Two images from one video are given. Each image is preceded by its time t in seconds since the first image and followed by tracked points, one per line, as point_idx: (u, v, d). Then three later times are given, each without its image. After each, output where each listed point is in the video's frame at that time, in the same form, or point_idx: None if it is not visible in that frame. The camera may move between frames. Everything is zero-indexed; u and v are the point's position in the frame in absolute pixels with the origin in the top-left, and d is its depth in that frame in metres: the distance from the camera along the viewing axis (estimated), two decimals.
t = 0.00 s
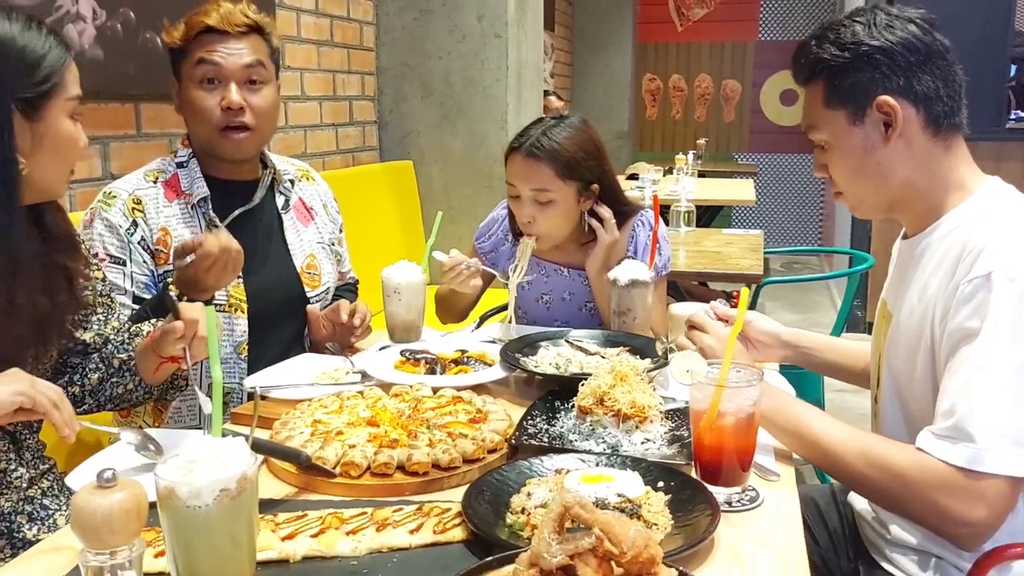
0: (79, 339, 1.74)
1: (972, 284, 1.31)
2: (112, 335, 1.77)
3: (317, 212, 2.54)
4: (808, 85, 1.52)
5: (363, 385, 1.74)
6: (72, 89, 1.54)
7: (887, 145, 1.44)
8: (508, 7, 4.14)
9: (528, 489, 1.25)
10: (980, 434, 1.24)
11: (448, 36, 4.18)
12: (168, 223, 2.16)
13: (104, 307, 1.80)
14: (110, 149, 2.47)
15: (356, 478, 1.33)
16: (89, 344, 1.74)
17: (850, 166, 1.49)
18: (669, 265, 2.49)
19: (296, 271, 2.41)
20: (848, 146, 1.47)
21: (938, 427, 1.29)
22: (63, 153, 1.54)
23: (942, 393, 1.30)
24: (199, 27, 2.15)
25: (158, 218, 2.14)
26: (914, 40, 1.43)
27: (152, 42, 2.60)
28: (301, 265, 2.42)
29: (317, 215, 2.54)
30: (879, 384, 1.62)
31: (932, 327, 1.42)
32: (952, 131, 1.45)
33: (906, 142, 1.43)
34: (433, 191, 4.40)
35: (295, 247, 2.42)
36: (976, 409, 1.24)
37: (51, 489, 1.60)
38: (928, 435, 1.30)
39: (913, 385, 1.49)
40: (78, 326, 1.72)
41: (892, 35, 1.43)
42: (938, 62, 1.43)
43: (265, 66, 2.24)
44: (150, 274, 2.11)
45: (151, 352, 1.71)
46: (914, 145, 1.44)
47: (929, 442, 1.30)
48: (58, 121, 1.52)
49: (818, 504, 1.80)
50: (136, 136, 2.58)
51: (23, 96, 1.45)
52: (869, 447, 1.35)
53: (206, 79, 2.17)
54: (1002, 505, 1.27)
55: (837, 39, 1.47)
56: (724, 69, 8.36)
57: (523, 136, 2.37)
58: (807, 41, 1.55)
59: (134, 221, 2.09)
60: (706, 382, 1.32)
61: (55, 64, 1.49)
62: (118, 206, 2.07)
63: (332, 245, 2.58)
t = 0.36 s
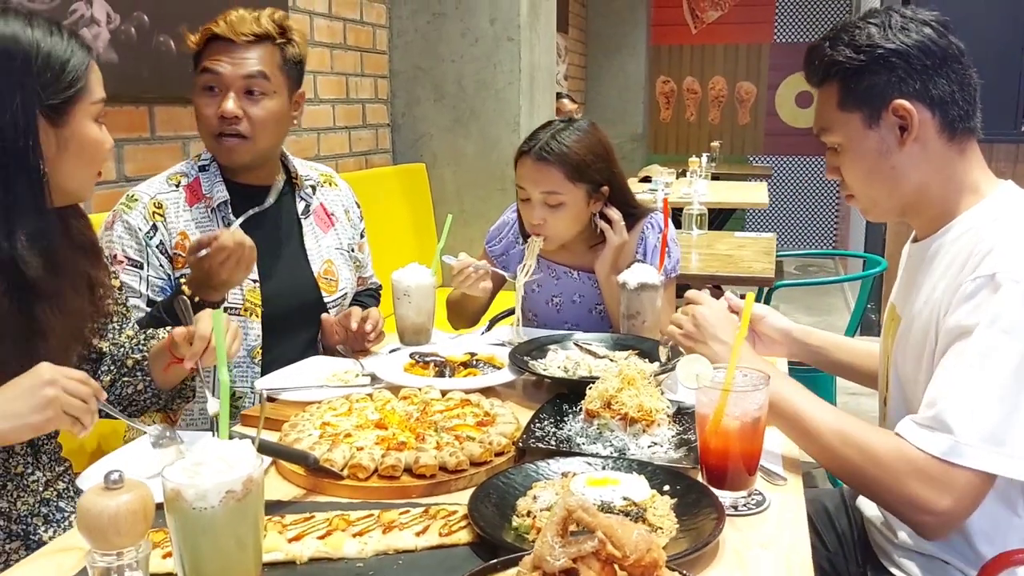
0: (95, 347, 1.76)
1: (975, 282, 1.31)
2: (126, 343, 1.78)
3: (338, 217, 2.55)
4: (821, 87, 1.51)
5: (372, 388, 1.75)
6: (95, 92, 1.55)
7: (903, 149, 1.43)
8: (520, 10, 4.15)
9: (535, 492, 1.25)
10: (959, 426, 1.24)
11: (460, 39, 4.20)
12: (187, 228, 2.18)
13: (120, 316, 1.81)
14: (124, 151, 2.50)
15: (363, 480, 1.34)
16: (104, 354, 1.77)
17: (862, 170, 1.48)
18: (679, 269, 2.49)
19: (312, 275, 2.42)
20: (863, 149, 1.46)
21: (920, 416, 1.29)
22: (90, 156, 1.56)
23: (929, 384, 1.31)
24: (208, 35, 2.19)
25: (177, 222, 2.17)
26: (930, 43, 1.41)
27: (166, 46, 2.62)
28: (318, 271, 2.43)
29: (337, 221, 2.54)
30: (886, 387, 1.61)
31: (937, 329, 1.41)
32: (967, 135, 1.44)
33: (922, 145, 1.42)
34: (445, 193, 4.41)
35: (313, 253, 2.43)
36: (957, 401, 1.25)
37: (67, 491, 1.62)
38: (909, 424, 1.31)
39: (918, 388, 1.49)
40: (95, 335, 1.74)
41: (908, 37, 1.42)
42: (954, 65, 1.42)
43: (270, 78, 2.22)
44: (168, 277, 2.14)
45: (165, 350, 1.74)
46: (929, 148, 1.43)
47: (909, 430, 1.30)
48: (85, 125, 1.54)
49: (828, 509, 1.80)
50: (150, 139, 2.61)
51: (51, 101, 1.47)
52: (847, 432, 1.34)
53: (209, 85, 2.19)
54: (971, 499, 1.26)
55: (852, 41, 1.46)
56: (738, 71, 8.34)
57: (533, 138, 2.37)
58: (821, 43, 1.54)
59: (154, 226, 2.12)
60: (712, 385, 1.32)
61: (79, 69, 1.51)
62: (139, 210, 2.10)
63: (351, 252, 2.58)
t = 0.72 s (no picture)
0: (102, 349, 1.77)
1: (999, 291, 1.31)
2: (133, 345, 1.79)
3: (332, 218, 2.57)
4: (836, 82, 1.52)
5: (376, 389, 1.76)
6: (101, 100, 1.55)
7: (913, 147, 1.44)
8: (526, 12, 4.16)
9: (537, 492, 1.25)
10: (1010, 442, 1.22)
11: (466, 40, 4.21)
12: (203, 224, 2.19)
13: (127, 319, 1.82)
14: (130, 152, 2.51)
15: (368, 480, 1.35)
16: (110, 356, 1.77)
17: (873, 167, 1.49)
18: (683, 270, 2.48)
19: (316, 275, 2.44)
20: (872, 146, 1.48)
21: (969, 433, 1.27)
22: (99, 160, 1.57)
23: (969, 397, 1.29)
24: (286, 48, 2.28)
25: (193, 218, 2.18)
26: (943, 42, 1.41)
27: (173, 48, 2.64)
28: (320, 269, 2.45)
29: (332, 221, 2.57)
30: (896, 386, 1.62)
31: (954, 333, 1.42)
32: (979, 136, 1.44)
33: (932, 143, 1.43)
34: (451, 194, 4.41)
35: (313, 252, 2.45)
36: (1006, 416, 1.23)
37: (74, 491, 1.63)
38: (957, 437, 1.29)
39: (931, 390, 1.49)
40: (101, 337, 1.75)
41: (921, 35, 1.42)
42: (967, 64, 1.41)
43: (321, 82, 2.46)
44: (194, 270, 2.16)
45: (166, 355, 1.74)
46: (938, 146, 1.43)
47: (960, 445, 1.28)
48: (94, 128, 1.55)
49: (833, 510, 1.80)
50: (156, 140, 2.62)
51: (60, 103, 1.49)
52: (859, 417, 1.36)
53: (295, 95, 2.31)
54: None
55: (867, 37, 1.46)
56: (744, 72, 8.33)
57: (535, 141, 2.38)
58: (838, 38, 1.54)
59: (175, 221, 2.14)
60: (714, 387, 1.33)
61: (88, 72, 1.52)
62: (157, 207, 2.12)
63: (349, 250, 2.61)
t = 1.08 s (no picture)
0: (108, 345, 1.79)
1: (1005, 288, 1.30)
2: (138, 343, 1.81)
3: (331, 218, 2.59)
4: (880, 54, 1.48)
5: (379, 384, 1.78)
6: (90, 113, 1.47)
7: (943, 132, 1.42)
8: (529, 11, 4.18)
9: (539, 485, 1.27)
10: (991, 434, 1.25)
11: (469, 39, 4.23)
12: (202, 220, 2.22)
13: (134, 317, 1.85)
14: (135, 151, 2.53)
15: (371, 474, 1.37)
16: (116, 352, 1.79)
17: (898, 147, 1.46)
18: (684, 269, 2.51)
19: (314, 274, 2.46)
20: (904, 125, 1.44)
21: (955, 421, 1.30)
22: (63, 175, 1.47)
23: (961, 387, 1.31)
24: (304, 52, 2.31)
25: (193, 215, 2.20)
26: (997, 30, 1.38)
27: (177, 47, 2.66)
28: (319, 268, 2.47)
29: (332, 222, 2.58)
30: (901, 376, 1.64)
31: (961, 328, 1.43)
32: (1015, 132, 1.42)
33: (964, 132, 1.41)
34: (454, 193, 4.43)
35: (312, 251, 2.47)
36: (990, 409, 1.25)
37: (81, 484, 1.66)
38: (944, 423, 1.32)
39: (936, 384, 1.51)
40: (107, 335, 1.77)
41: (977, 19, 1.38)
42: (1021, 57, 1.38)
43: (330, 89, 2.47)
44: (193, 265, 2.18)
45: (174, 351, 1.75)
46: (970, 136, 1.41)
47: (947, 431, 1.30)
48: (58, 141, 1.45)
49: (833, 505, 1.82)
50: (159, 139, 2.64)
51: (32, 104, 1.43)
52: (852, 387, 1.38)
53: (307, 100, 2.34)
54: (997, 506, 1.29)
55: (921, 12, 1.42)
56: (747, 71, 8.34)
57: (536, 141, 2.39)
58: (887, 10, 1.50)
59: (174, 216, 2.16)
60: (713, 382, 1.34)
61: (76, 80, 1.45)
62: (157, 202, 2.14)
63: (347, 250, 2.63)
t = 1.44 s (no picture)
0: (119, 343, 1.81)
1: (1001, 285, 1.32)
2: (149, 340, 1.84)
3: (332, 218, 2.63)
4: (883, 55, 1.49)
5: (381, 381, 1.81)
6: (99, 120, 1.48)
7: (943, 130, 1.43)
8: (531, 12, 4.20)
9: (536, 480, 1.29)
10: (994, 432, 1.26)
11: (471, 41, 4.26)
12: (203, 223, 2.25)
13: (144, 315, 1.88)
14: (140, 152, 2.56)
15: (370, 469, 1.39)
16: (126, 350, 1.82)
17: (902, 145, 1.47)
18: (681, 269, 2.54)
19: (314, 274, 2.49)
20: (906, 124, 1.46)
21: (959, 422, 1.31)
22: (67, 178, 1.49)
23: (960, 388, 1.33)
24: (306, 68, 2.30)
25: (193, 218, 2.23)
26: (1002, 31, 1.38)
27: (181, 49, 2.68)
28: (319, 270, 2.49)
29: (333, 221, 2.62)
30: (896, 374, 1.66)
31: (955, 326, 1.45)
32: (1012, 131, 1.43)
33: (964, 130, 1.42)
34: (456, 193, 4.45)
35: (314, 251, 2.52)
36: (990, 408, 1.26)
37: (89, 480, 1.69)
38: (947, 426, 1.33)
39: (930, 380, 1.53)
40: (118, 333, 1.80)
41: (979, 19, 1.39)
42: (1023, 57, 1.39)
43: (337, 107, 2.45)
44: (189, 269, 2.21)
45: (185, 347, 1.77)
46: (969, 135, 1.42)
47: (949, 433, 1.31)
48: (65, 145, 1.47)
49: (829, 503, 1.84)
50: (164, 141, 2.67)
51: (42, 106, 1.46)
52: (854, 395, 1.39)
53: (307, 113, 2.35)
54: (1005, 504, 1.29)
55: (925, 12, 1.43)
56: (750, 72, 8.35)
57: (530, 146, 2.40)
58: (890, 12, 1.51)
59: (174, 220, 2.20)
60: (707, 377, 1.36)
61: (86, 85, 1.47)
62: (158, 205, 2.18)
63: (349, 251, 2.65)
